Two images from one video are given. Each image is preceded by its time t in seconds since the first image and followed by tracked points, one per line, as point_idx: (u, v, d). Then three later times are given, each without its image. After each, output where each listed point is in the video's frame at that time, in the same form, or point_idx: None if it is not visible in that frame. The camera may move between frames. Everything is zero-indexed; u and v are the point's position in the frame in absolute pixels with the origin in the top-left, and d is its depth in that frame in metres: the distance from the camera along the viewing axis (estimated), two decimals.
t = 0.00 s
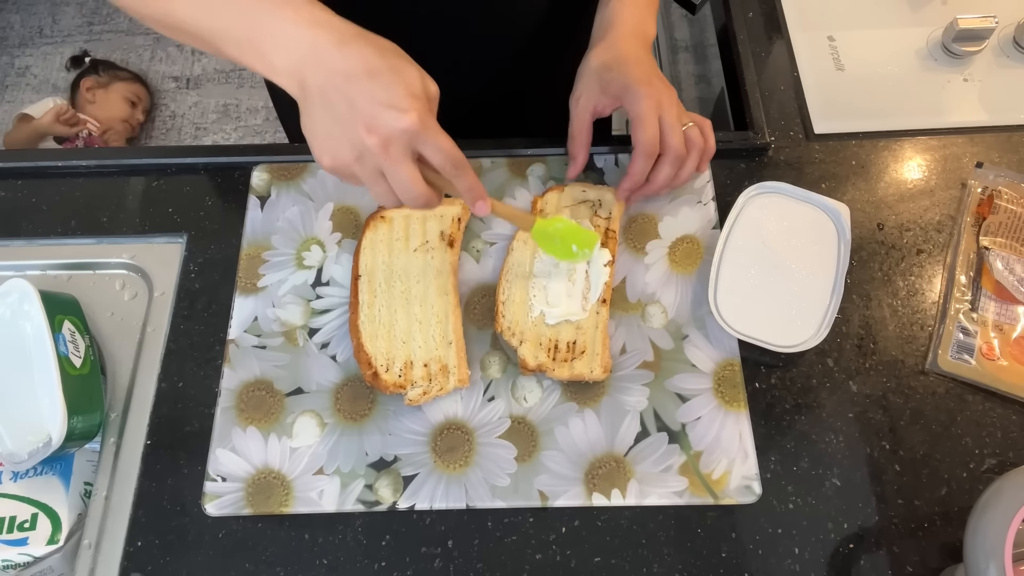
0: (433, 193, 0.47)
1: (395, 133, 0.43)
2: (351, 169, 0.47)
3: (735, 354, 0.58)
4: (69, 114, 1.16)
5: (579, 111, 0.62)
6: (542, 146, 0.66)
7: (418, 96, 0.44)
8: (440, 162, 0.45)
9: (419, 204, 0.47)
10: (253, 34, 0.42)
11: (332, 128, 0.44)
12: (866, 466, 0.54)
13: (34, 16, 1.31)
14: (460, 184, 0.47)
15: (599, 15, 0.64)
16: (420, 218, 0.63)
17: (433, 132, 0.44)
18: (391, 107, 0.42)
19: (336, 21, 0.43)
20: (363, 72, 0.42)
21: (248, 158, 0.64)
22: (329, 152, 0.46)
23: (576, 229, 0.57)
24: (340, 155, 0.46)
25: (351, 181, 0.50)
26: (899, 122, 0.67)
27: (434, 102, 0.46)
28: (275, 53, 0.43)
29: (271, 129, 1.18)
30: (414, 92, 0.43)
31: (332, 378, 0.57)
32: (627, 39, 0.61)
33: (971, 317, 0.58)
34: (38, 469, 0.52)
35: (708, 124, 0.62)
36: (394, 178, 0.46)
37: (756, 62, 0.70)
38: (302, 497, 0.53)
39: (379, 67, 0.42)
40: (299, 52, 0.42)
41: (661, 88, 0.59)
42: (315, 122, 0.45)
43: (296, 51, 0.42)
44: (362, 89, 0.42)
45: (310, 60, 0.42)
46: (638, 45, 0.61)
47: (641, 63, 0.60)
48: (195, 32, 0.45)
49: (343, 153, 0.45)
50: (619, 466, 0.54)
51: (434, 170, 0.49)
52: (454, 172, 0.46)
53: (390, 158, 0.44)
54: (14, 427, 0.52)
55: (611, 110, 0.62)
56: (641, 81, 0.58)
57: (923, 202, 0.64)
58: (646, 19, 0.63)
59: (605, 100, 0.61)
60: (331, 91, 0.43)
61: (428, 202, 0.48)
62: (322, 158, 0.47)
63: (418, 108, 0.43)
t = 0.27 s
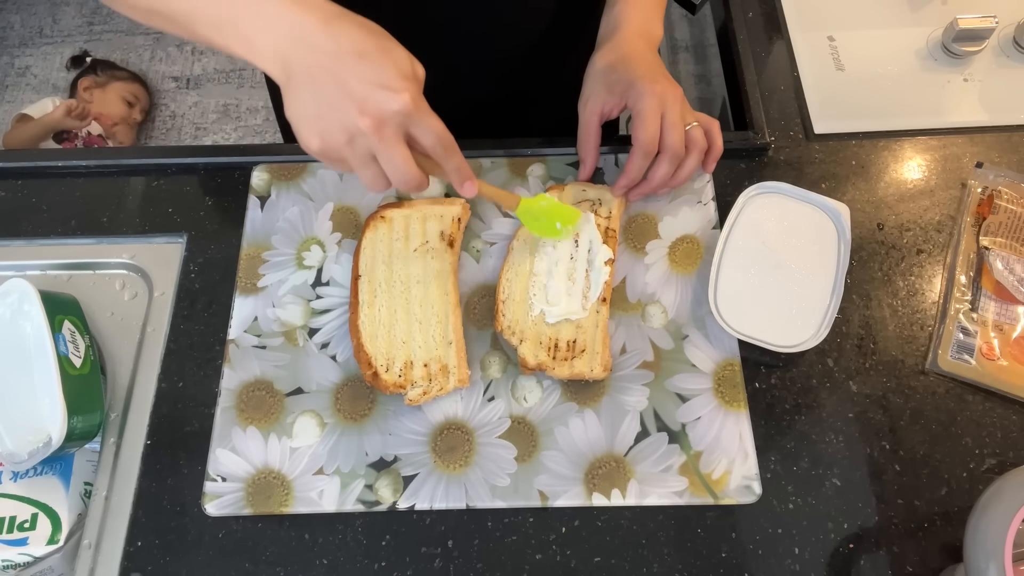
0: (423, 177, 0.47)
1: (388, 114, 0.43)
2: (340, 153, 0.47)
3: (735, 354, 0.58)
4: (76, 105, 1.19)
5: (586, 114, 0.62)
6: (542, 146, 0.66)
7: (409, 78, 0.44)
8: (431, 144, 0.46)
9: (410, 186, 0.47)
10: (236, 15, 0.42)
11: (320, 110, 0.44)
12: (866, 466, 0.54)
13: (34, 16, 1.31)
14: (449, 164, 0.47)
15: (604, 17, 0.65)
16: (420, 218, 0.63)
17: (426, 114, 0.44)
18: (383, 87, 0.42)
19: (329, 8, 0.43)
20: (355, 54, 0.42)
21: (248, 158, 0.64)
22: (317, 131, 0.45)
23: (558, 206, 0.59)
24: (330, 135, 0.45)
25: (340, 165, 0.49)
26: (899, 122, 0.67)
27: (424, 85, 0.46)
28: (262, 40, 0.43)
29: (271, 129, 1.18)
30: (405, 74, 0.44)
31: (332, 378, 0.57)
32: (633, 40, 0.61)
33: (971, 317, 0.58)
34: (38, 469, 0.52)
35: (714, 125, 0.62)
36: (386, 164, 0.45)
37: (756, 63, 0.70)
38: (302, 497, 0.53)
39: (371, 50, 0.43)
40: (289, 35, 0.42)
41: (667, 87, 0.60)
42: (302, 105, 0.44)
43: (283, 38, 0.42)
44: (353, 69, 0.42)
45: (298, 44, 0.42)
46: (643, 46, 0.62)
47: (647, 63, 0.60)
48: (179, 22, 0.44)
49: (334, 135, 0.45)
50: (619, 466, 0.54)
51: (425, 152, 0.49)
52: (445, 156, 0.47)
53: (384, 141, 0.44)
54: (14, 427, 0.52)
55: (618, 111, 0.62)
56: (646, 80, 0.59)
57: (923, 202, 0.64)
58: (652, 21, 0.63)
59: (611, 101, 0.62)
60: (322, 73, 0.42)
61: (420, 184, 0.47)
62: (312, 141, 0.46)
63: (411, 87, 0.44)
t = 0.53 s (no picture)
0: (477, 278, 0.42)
1: (455, 243, 0.38)
2: (397, 277, 0.41)
3: (735, 353, 0.58)
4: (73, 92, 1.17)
5: (596, 115, 0.62)
6: (542, 146, 0.66)
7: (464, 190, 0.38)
8: (491, 252, 0.41)
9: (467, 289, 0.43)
10: (266, 132, 0.34)
11: (372, 236, 0.38)
12: (866, 466, 0.54)
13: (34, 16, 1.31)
14: (508, 263, 0.42)
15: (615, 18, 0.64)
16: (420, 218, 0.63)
17: (491, 227, 0.39)
18: (447, 216, 0.37)
19: (372, 111, 0.35)
20: (416, 177, 0.36)
21: (248, 158, 0.64)
22: (376, 259, 0.39)
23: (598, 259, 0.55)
24: (390, 262, 0.39)
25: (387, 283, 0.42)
26: (900, 122, 0.67)
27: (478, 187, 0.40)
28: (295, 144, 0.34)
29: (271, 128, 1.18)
30: (467, 189, 0.38)
31: (332, 378, 0.57)
32: (645, 42, 0.61)
33: (971, 317, 0.58)
34: (38, 469, 0.52)
35: (722, 132, 0.62)
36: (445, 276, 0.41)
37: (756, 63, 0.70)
38: (302, 497, 0.53)
39: (431, 170, 0.36)
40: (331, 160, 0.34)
41: (676, 89, 0.59)
42: (352, 236, 0.38)
43: (327, 151, 0.34)
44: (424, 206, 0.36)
45: (349, 168, 0.35)
46: (654, 48, 0.61)
47: (659, 66, 0.60)
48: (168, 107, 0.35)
49: (392, 266, 0.39)
50: (619, 466, 0.54)
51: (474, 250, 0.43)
52: (501, 256, 0.41)
53: (449, 264, 0.40)
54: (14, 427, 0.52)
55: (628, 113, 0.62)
56: (656, 82, 0.59)
57: (923, 202, 0.64)
58: (663, 24, 0.63)
59: (622, 101, 0.61)
60: (376, 211, 0.36)
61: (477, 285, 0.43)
62: (364, 269, 0.40)
63: (475, 208, 0.38)
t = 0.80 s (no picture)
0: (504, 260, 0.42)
1: (492, 227, 0.39)
2: (437, 271, 0.40)
3: (735, 354, 0.58)
4: (58, 91, 1.16)
5: (596, 117, 0.62)
6: (542, 145, 0.66)
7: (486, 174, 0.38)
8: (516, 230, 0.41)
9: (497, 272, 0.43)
10: (289, 142, 0.33)
11: (411, 237, 0.37)
12: (866, 466, 0.54)
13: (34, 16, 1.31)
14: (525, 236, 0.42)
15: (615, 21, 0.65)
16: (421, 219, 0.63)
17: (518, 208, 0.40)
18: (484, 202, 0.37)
19: (392, 111, 0.34)
20: (452, 169, 0.35)
21: (248, 158, 0.64)
22: (416, 256, 0.38)
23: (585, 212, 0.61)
24: (429, 258, 0.39)
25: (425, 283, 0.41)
26: (900, 122, 0.67)
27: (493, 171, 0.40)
28: (321, 157, 0.33)
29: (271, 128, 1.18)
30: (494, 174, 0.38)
31: (332, 378, 0.57)
32: (645, 44, 0.62)
33: (971, 317, 0.58)
34: (38, 469, 0.52)
35: (722, 134, 0.62)
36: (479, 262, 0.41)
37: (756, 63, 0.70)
38: (302, 497, 0.53)
39: (461, 161, 0.36)
40: (361, 166, 0.33)
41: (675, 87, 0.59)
42: (388, 237, 0.37)
43: (356, 157, 0.33)
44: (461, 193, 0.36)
45: (381, 172, 0.34)
46: (654, 50, 0.62)
47: (660, 68, 0.60)
48: (178, 119, 0.34)
49: (433, 260, 0.39)
50: (619, 466, 0.54)
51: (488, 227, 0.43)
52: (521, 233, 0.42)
53: (485, 250, 0.40)
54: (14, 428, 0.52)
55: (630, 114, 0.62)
56: (657, 82, 0.59)
57: (923, 202, 0.64)
58: (662, 27, 0.63)
59: (622, 102, 0.61)
60: (411, 207, 0.35)
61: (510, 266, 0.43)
62: (402, 268, 0.39)
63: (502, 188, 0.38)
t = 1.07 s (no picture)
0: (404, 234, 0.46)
1: (361, 176, 0.42)
2: (316, 222, 0.45)
3: (735, 354, 0.58)
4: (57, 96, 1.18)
5: (597, 119, 0.63)
6: (543, 146, 0.66)
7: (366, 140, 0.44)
8: (402, 196, 0.45)
9: (392, 247, 0.46)
10: (179, 86, 0.40)
11: (289, 180, 0.42)
12: (866, 466, 0.54)
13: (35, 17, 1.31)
14: (420, 208, 0.46)
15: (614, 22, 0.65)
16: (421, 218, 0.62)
17: (393, 168, 0.44)
18: (349, 150, 0.42)
19: (279, 78, 0.41)
20: (322, 122, 0.42)
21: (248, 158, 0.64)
22: (289, 203, 0.43)
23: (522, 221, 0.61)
24: (301, 208, 0.43)
25: (305, 240, 0.47)
26: (900, 122, 0.67)
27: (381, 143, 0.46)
28: (206, 101, 0.40)
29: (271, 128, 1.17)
30: (366, 136, 0.43)
31: (332, 378, 0.57)
32: (643, 45, 0.62)
33: (971, 317, 0.58)
34: (38, 469, 0.52)
35: (723, 135, 0.62)
36: (366, 226, 0.44)
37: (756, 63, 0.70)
38: (302, 497, 0.53)
39: (333, 117, 0.42)
40: (234, 111, 0.40)
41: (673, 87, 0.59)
42: (264, 185, 0.43)
43: (230, 103, 0.40)
44: (324, 140, 0.41)
45: (243, 120, 0.40)
46: (652, 51, 0.62)
47: (657, 68, 0.60)
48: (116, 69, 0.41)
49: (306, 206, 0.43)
50: (619, 466, 0.54)
51: (396, 206, 0.48)
52: (414, 201, 0.46)
53: (361, 205, 0.43)
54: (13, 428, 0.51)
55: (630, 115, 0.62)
56: (653, 81, 0.59)
57: (923, 202, 0.64)
58: (662, 27, 0.63)
59: (621, 104, 0.62)
60: (287, 153, 0.41)
61: (402, 242, 0.46)
62: (281, 217, 0.44)
63: (373, 148, 0.43)
